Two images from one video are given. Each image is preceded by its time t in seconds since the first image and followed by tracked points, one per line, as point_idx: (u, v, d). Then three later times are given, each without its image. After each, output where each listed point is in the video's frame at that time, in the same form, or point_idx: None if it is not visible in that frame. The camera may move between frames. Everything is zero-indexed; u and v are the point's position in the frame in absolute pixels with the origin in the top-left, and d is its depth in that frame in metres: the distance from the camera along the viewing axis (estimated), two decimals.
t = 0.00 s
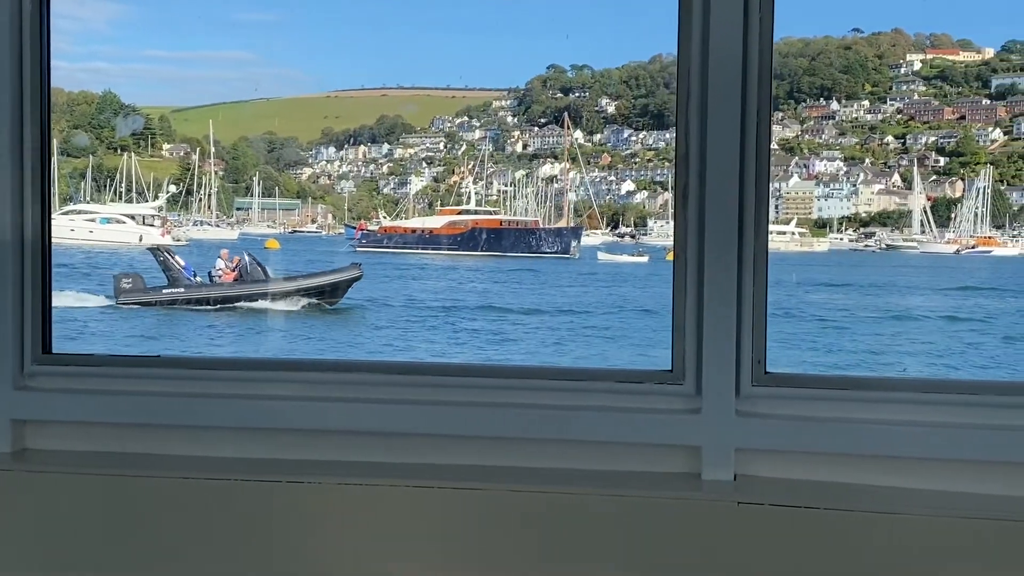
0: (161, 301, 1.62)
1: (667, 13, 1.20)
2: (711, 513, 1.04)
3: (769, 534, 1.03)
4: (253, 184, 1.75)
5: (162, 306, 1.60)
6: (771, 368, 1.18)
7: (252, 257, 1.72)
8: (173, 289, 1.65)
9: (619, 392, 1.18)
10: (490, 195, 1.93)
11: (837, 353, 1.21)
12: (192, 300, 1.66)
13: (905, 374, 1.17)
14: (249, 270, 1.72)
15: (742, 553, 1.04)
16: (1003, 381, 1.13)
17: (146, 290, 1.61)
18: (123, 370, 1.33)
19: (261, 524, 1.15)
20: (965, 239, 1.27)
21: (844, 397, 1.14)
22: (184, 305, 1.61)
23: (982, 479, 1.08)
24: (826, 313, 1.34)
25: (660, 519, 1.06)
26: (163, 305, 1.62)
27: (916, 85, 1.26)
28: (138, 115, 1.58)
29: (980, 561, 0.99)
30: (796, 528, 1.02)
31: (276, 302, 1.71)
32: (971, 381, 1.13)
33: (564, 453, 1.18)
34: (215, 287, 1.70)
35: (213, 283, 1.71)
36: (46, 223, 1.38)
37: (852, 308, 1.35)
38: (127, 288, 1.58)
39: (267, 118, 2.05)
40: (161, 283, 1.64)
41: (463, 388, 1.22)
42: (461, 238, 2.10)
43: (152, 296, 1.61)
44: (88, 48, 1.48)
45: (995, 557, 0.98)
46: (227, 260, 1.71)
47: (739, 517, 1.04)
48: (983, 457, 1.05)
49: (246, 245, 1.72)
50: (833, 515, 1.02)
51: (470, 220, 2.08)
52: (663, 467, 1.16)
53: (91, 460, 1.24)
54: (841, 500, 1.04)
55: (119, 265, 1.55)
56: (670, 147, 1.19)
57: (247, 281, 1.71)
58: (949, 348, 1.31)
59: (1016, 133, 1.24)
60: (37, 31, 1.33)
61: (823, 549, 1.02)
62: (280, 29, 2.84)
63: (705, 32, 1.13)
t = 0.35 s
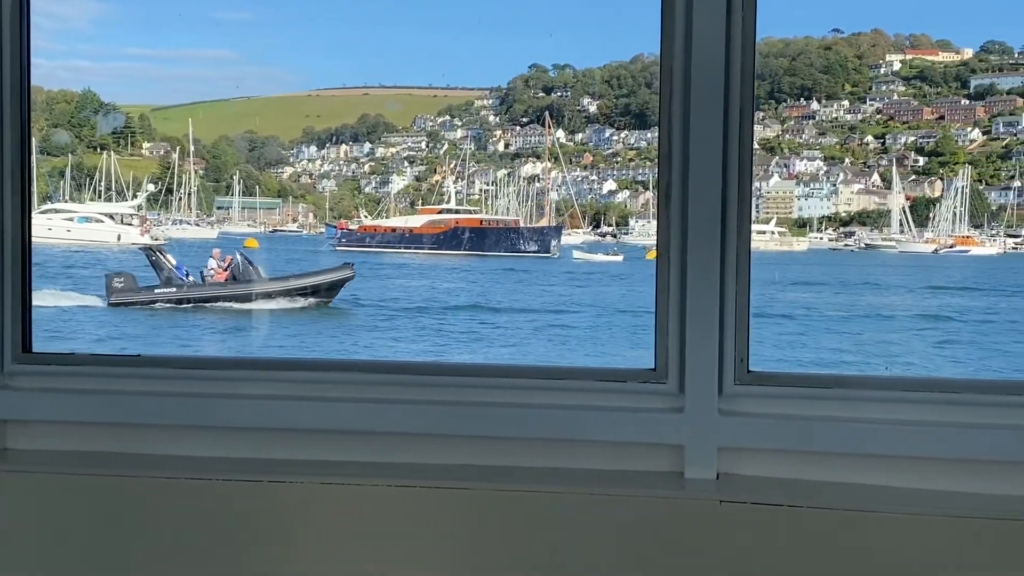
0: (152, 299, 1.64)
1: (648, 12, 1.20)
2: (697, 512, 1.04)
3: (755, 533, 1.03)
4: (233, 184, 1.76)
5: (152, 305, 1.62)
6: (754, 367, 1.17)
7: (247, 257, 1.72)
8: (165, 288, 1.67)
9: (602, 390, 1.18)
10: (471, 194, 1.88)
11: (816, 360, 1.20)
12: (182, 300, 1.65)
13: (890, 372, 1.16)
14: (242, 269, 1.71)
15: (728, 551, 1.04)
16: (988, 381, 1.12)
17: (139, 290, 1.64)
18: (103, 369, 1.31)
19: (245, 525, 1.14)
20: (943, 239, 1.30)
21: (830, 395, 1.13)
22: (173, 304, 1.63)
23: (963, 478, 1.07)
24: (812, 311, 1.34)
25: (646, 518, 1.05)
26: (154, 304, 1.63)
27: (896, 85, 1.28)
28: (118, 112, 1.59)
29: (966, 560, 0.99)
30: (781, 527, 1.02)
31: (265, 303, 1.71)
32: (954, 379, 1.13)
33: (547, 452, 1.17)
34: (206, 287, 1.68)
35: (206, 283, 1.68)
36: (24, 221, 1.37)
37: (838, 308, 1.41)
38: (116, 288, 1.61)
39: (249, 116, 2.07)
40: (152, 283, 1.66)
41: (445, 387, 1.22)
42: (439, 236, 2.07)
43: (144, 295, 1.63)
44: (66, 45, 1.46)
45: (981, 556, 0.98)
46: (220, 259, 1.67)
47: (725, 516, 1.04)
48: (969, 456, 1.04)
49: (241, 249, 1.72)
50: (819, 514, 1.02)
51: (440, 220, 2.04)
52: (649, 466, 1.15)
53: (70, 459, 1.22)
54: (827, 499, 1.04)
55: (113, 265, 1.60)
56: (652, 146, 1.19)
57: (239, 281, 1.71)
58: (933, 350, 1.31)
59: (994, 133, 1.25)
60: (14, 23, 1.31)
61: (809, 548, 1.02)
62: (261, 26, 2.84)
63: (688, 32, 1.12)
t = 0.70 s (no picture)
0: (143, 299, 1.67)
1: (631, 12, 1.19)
2: (688, 511, 1.01)
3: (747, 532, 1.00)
4: (215, 183, 1.74)
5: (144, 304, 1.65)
6: (737, 366, 1.16)
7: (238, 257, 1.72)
8: (157, 288, 1.70)
9: (582, 390, 1.17)
10: (457, 193, 1.95)
11: (803, 358, 1.20)
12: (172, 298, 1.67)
13: (879, 371, 1.14)
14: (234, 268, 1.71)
15: (719, 552, 1.00)
16: (979, 379, 1.10)
17: (131, 289, 1.68)
18: (74, 368, 1.29)
19: (220, 526, 1.10)
20: (923, 239, 1.36)
21: (817, 395, 1.11)
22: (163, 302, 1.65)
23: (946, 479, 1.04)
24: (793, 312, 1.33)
25: (635, 517, 1.02)
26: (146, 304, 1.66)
27: (877, 85, 1.32)
28: (99, 111, 1.58)
29: (965, 560, 0.95)
30: (764, 526, 0.99)
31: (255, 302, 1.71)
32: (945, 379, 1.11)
33: (526, 453, 1.15)
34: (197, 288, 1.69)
35: (197, 283, 1.70)
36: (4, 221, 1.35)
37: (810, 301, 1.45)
38: (109, 288, 1.65)
39: (232, 115, 2.05)
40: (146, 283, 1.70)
41: (423, 388, 1.20)
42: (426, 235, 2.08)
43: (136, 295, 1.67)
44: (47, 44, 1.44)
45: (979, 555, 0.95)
46: (212, 259, 1.70)
47: (716, 515, 1.00)
48: (964, 455, 1.02)
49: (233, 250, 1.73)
50: (813, 513, 0.98)
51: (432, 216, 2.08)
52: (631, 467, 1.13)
53: (36, 459, 1.19)
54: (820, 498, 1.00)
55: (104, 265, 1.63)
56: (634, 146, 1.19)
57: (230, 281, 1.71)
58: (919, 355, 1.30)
59: (974, 134, 1.29)
60: None
61: (802, 548, 0.98)
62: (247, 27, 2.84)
63: (671, 32, 1.11)
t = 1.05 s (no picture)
0: (135, 300, 1.68)
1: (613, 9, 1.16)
2: (675, 511, 0.99)
3: (736, 531, 0.98)
4: (193, 183, 1.83)
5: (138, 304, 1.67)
6: (720, 366, 1.12)
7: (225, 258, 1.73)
8: (149, 288, 1.70)
9: (562, 391, 1.13)
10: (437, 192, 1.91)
11: (778, 359, 1.19)
12: (164, 301, 1.69)
13: (863, 371, 1.12)
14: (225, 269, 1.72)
15: (708, 553, 0.98)
16: (967, 381, 1.08)
17: (122, 290, 1.70)
18: (36, 367, 1.25)
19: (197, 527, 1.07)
20: (902, 239, 1.54)
21: (804, 395, 1.08)
22: (155, 304, 1.67)
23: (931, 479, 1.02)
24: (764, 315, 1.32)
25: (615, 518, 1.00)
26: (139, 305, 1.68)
27: (857, 85, 1.38)
28: (78, 111, 1.58)
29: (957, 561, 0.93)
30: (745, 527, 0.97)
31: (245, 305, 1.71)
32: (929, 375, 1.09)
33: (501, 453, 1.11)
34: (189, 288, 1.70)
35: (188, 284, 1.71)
36: None
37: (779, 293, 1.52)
38: (100, 288, 1.69)
39: (210, 115, 2.01)
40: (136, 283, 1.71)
41: (396, 387, 1.17)
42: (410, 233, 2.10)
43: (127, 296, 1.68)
44: (26, 43, 1.50)
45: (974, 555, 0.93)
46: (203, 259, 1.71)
47: (703, 514, 0.98)
48: (954, 455, 1.00)
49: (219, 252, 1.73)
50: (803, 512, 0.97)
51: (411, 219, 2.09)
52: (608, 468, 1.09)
53: None
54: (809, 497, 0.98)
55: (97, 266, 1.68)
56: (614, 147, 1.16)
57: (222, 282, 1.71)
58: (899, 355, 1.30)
59: (952, 135, 1.42)
60: None
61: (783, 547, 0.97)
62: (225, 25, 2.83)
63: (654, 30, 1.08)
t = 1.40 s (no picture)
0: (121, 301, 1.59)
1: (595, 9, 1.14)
2: (659, 512, 0.98)
3: (720, 532, 0.97)
4: (175, 184, 1.80)
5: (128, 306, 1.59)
6: (703, 367, 1.11)
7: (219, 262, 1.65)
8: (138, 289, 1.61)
9: (543, 391, 1.12)
10: (419, 192, 1.90)
11: (761, 361, 1.18)
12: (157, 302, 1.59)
13: (848, 372, 1.11)
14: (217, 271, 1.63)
15: (691, 554, 0.97)
16: (951, 381, 1.07)
17: (112, 291, 1.61)
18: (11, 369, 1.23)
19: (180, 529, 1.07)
20: (881, 239, 1.57)
21: (788, 395, 1.07)
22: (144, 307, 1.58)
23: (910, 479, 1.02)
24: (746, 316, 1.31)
25: (596, 519, 0.99)
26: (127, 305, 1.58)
27: (837, 88, 1.42)
28: (58, 111, 1.58)
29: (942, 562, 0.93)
30: (728, 527, 0.97)
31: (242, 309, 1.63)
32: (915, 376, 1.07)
33: (482, 454, 1.11)
34: (182, 289, 1.60)
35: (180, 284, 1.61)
36: None
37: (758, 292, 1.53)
38: (91, 289, 1.60)
39: (193, 114, 2.02)
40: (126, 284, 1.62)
41: (376, 388, 1.15)
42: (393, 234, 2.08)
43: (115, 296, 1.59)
44: (7, 43, 1.42)
45: (959, 556, 0.93)
46: (194, 260, 1.62)
47: (687, 515, 0.98)
48: (936, 455, 0.99)
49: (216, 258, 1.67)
50: (787, 512, 0.96)
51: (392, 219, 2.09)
52: (589, 467, 1.09)
53: None
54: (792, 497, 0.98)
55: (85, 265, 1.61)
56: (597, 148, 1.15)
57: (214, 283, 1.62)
58: (882, 356, 1.30)
59: (931, 136, 1.44)
60: None
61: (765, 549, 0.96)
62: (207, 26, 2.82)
63: (637, 31, 1.06)
